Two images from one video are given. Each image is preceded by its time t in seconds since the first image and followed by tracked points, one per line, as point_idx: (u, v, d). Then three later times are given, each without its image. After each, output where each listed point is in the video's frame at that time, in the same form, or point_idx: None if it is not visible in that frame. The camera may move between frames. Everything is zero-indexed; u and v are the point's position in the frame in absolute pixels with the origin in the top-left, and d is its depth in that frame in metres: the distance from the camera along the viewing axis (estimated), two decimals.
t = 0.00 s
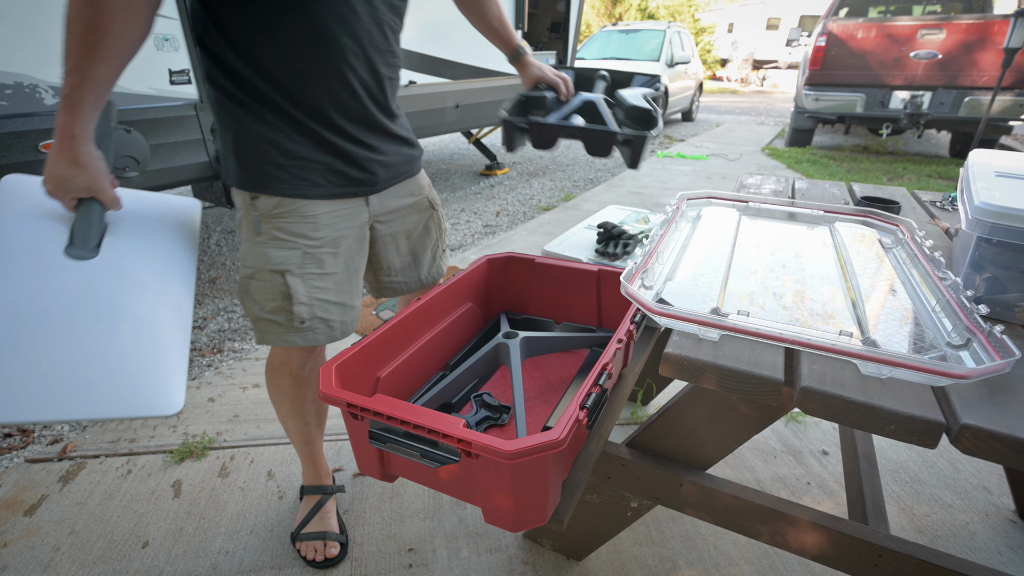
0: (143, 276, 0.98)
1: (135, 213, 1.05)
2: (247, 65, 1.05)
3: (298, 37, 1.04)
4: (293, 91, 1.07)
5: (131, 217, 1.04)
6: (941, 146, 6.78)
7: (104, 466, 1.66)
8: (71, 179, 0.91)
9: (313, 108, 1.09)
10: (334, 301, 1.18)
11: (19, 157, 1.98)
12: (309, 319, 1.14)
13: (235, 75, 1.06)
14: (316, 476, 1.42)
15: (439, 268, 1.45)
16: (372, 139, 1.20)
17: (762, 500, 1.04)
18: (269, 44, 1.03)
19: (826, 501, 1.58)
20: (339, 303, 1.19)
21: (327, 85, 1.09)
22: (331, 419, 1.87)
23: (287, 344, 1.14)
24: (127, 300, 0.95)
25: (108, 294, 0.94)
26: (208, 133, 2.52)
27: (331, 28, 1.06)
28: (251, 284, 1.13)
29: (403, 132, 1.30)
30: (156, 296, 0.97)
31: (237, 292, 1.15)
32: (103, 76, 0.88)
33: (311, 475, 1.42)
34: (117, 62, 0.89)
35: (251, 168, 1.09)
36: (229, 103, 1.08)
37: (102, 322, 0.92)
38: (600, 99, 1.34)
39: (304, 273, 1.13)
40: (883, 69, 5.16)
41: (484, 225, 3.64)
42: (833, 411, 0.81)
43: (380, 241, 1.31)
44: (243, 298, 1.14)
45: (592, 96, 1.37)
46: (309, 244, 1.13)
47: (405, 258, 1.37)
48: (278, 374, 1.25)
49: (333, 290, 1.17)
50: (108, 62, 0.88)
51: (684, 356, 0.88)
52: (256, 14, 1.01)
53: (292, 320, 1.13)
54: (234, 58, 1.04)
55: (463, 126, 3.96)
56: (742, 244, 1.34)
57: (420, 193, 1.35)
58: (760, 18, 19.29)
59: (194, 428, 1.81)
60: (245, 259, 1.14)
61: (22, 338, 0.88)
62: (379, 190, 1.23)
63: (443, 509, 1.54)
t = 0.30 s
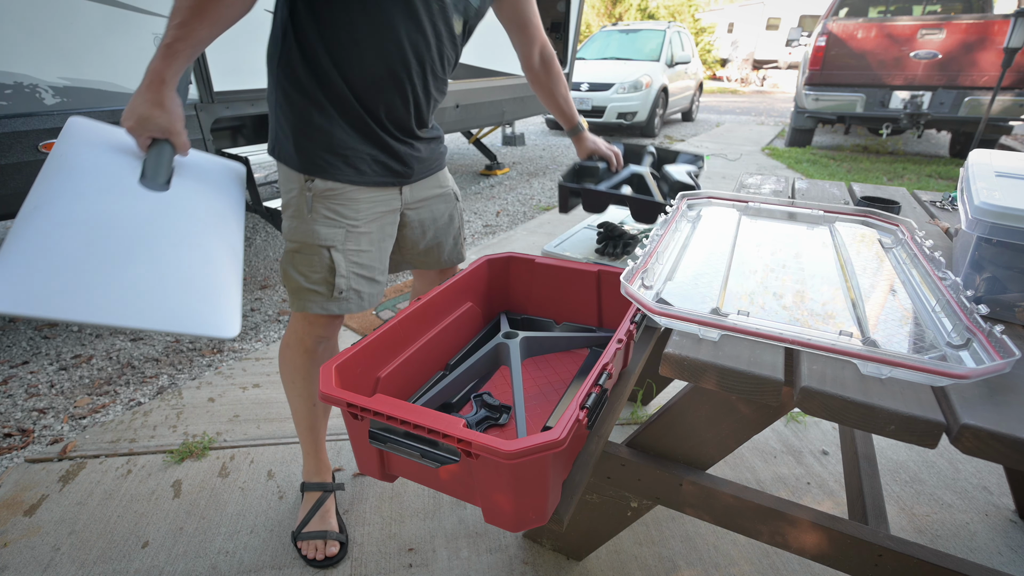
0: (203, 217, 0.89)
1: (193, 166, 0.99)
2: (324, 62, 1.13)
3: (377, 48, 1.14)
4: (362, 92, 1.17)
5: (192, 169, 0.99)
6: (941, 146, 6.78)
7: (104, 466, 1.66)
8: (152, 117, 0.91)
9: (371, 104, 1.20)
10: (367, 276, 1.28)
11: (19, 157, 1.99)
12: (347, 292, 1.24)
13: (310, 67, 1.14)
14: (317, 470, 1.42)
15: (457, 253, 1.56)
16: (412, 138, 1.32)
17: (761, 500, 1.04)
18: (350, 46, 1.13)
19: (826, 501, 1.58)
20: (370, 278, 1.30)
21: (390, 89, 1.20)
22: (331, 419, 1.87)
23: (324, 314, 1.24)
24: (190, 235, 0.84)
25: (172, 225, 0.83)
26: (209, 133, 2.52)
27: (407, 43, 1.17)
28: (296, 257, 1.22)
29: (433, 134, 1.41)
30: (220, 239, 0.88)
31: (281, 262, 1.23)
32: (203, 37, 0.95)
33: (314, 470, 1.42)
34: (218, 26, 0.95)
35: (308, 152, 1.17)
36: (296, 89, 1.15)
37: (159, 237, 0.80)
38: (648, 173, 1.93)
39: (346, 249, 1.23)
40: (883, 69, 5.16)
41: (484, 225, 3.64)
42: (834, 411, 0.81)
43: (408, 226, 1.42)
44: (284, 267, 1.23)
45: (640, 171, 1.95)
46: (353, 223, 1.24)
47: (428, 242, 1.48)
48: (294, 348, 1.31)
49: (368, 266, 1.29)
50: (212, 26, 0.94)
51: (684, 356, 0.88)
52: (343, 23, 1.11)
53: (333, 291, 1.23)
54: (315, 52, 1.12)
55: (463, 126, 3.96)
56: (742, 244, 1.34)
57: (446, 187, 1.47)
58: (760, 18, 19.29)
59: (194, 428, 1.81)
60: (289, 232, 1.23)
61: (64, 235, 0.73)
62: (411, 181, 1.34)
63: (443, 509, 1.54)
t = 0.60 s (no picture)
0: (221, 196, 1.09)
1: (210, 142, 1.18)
2: (338, 50, 1.15)
3: (391, 42, 1.15)
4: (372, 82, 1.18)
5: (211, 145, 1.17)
6: (941, 146, 6.78)
7: (104, 466, 1.66)
8: (178, 91, 1.00)
9: (377, 93, 1.20)
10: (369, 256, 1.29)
11: (19, 157, 1.98)
12: (350, 270, 1.24)
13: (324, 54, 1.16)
14: (314, 458, 1.42)
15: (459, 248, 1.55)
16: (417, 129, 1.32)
17: (761, 501, 1.04)
18: (363, 37, 1.13)
19: (826, 501, 1.58)
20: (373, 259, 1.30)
21: (401, 83, 1.20)
22: (331, 419, 1.87)
23: (327, 291, 1.24)
24: (211, 211, 1.05)
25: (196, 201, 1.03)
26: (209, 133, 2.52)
27: (420, 41, 1.17)
28: (304, 232, 1.22)
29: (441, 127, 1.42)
30: (235, 215, 1.09)
31: (289, 237, 1.24)
32: (233, 19, 0.96)
33: (310, 459, 1.42)
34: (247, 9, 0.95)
35: (315, 133, 1.18)
36: (309, 72, 1.17)
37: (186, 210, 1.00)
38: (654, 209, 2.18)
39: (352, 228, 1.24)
40: (884, 69, 5.16)
41: (484, 225, 3.64)
42: (834, 411, 0.81)
43: (412, 217, 1.43)
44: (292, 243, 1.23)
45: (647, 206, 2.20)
46: (359, 202, 1.24)
47: (432, 234, 1.48)
48: (303, 332, 1.28)
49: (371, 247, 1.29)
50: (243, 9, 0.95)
51: (684, 356, 0.88)
52: (359, 14, 1.11)
53: (337, 268, 1.23)
54: (329, 38, 1.14)
55: (463, 126, 3.96)
56: (742, 244, 1.34)
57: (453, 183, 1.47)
58: (760, 18, 19.29)
59: (193, 428, 1.81)
60: (297, 208, 1.24)
61: (109, 198, 0.90)
62: (415, 170, 1.34)
63: (443, 509, 1.54)
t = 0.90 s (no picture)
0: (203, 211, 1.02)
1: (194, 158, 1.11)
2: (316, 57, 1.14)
3: (367, 47, 1.12)
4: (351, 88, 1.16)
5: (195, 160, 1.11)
6: (941, 146, 6.78)
7: (104, 466, 1.66)
8: (159, 111, 1.00)
9: (359, 102, 1.18)
10: (361, 266, 1.27)
11: (19, 157, 1.99)
12: (339, 281, 1.22)
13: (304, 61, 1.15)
14: (323, 477, 1.40)
15: (456, 254, 1.55)
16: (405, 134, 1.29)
17: (761, 501, 1.04)
18: (341, 45, 1.12)
19: (826, 501, 1.58)
20: (365, 269, 1.29)
21: (382, 88, 1.17)
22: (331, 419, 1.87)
23: (316, 302, 1.22)
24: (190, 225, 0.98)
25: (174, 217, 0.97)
26: (209, 133, 2.52)
27: (396, 46, 1.13)
28: (293, 243, 1.22)
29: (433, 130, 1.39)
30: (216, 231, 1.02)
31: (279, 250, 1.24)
32: (208, 36, 0.98)
33: (319, 477, 1.41)
34: (221, 25, 0.98)
35: (302, 140, 1.18)
36: (291, 80, 1.17)
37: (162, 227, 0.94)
38: (653, 207, 2.18)
39: (340, 238, 1.22)
40: (884, 70, 5.16)
41: (484, 225, 3.64)
42: (834, 410, 0.81)
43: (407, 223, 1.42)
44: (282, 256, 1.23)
45: (647, 205, 2.20)
46: (348, 212, 1.22)
47: (428, 241, 1.48)
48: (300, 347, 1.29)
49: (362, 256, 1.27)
50: (217, 24, 0.97)
51: (684, 356, 0.88)
52: (332, 20, 1.09)
53: (325, 278, 1.21)
54: (308, 47, 1.13)
55: (463, 126, 3.96)
56: (742, 244, 1.34)
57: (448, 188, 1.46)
58: (759, 18, 19.29)
59: (193, 428, 1.81)
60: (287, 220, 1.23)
61: (74, 220, 0.84)
62: (407, 175, 1.33)
63: (443, 509, 1.54)
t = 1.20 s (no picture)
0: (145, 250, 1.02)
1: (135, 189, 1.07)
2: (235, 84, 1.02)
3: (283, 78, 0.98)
4: (271, 118, 1.02)
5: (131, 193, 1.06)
6: (941, 146, 6.78)
7: (104, 465, 1.66)
8: (84, 159, 0.96)
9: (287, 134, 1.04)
10: (317, 290, 1.12)
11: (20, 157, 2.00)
12: (291, 310, 1.09)
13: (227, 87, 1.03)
14: (329, 482, 1.37)
15: (424, 274, 1.36)
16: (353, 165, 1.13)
17: (761, 501, 1.04)
18: (257, 75, 0.99)
19: (826, 501, 1.57)
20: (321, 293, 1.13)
21: (305, 120, 1.03)
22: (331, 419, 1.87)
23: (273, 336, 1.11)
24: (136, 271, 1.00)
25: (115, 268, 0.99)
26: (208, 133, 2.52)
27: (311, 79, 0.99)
28: (243, 274, 1.10)
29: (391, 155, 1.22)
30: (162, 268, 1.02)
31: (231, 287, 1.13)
32: (128, 75, 0.92)
33: (324, 482, 1.37)
34: (139, 61, 0.91)
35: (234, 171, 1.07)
36: (217, 105, 1.05)
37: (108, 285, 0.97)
38: (653, 207, 2.17)
39: (284, 264, 1.09)
40: (884, 70, 5.16)
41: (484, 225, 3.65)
42: (834, 410, 0.81)
43: (367, 245, 1.25)
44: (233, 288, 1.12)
45: (648, 205, 2.20)
46: (288, 235, 1.08)
47: (391, 260, 1.29)
48: (288, 384, 1.20)
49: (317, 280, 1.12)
50: (134, 61, 0.90)
51: (684, 356, 0.88)
52: (248, 45, 0.97)
53: (277, 310, 1.09)
54: (228, 73, 1.01)
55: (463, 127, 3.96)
56: (742, 244, 1.34)
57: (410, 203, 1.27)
58: (759, 18, 19.30)
59: (194, 428, 1.81)
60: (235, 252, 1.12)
61: (23, 292, 0.91)
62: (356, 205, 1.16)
63: (443, 510, 1.54)
